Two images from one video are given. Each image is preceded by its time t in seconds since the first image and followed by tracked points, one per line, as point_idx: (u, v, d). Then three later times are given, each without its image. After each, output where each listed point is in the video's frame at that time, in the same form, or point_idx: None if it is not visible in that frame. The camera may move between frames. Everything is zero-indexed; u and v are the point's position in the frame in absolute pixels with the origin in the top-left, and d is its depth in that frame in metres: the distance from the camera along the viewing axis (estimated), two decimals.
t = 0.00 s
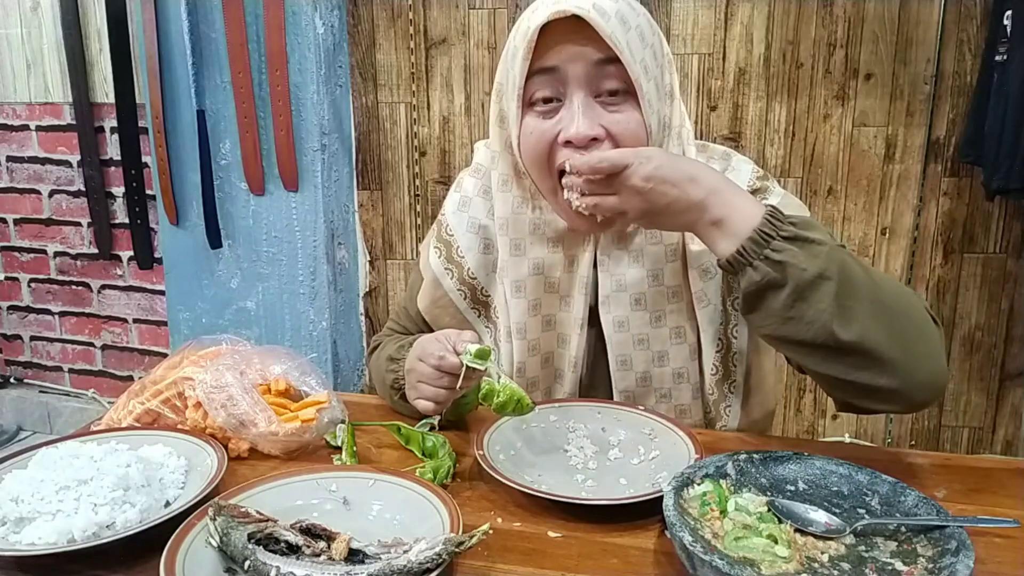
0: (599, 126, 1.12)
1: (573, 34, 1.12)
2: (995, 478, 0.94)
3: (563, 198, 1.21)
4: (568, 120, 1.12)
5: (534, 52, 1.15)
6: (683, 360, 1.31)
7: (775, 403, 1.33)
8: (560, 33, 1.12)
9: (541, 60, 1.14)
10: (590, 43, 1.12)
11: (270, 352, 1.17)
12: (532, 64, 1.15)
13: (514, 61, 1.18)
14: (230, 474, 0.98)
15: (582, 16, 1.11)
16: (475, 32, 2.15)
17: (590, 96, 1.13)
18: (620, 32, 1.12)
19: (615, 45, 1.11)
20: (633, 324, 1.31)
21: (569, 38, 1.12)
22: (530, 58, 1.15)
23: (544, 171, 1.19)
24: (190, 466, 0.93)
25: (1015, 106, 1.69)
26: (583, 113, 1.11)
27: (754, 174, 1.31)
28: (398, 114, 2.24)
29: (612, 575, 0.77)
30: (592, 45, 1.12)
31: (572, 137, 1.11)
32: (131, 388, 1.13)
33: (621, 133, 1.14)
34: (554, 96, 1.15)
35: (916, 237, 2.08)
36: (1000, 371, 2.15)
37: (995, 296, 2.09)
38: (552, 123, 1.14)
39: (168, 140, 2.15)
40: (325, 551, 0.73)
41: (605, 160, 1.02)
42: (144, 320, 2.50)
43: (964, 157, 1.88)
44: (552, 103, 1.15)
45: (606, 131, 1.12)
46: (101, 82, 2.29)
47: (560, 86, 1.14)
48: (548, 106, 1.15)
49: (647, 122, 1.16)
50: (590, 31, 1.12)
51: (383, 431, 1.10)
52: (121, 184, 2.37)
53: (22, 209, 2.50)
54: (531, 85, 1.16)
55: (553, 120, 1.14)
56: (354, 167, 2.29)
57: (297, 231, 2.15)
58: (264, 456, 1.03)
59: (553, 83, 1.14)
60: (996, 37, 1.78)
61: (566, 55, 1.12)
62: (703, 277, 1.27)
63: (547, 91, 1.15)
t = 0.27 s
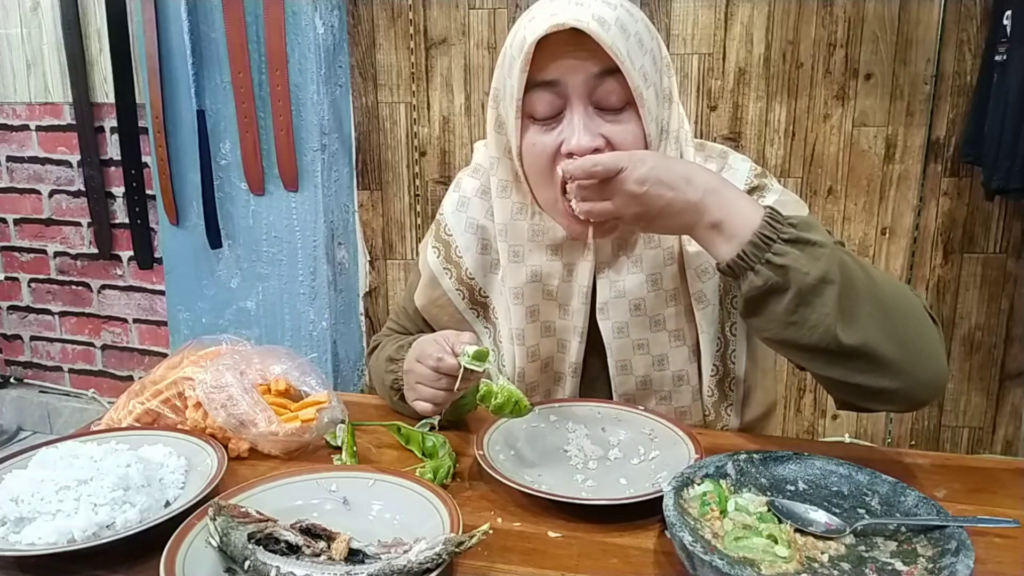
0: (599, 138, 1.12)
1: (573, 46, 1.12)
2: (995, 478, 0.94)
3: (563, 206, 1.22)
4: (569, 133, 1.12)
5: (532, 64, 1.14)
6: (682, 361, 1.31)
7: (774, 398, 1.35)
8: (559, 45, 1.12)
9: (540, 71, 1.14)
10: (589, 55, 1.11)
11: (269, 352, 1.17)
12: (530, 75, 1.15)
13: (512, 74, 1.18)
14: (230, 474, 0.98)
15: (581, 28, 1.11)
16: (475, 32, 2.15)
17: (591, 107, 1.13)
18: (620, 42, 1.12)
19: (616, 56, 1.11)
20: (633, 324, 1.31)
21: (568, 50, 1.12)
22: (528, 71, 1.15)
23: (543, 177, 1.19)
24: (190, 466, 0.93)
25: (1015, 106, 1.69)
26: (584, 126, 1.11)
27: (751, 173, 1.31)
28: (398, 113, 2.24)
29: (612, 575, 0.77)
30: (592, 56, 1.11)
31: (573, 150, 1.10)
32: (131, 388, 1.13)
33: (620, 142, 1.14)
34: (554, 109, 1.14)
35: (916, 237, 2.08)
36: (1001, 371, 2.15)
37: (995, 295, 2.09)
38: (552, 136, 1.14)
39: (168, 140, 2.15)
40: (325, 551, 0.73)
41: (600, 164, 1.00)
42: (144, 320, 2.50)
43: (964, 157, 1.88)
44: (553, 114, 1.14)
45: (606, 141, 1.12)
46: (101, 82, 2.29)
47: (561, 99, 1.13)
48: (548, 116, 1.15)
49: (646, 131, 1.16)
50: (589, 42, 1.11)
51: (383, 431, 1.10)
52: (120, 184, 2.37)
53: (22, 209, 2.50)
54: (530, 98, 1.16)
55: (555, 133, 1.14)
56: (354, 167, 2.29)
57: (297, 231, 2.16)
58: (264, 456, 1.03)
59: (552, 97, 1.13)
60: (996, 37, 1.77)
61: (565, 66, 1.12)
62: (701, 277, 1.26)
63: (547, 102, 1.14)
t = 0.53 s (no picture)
0: (586, 157, 1.11)
1: (558, 67, 1.11)
2: (995, 478, 0.94)
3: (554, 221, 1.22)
4: (556, 152, 1.12)
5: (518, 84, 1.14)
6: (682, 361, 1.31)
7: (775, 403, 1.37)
8: (544, 65, 1.12)
9: (526, 90, 1.14)
10: (574, 75, 1.11)
11: (270, 352, 1.17)
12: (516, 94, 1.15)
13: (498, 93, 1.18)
14: (230, 474, 0.98)
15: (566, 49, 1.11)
16: (475, 32, 2.15)
17: (577, 125, 1.13)
18: (608, 60, 1.11)
19: (602, 75, 1.10)
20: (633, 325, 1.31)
21: (553, 70, 1.12)
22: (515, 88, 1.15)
23: (535, 190, 1.20)
24: (190, 466, 0.93)
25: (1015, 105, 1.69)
26: (570, 146, 1.11)
27: (755, 178, 1.31)
28: (398, 113, 2.24)
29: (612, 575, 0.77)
30: (577, 76, 1.11)
31: (558, 169, 1.11)
32: (131, 388, 1.13)
33: (608, 160, 1.14)
34: (543, 128, 1.14)
35: (916, 237, 2.08)
36: (1000, 370, 2.15)
37: (995, 295, 2.09)
38: (541, 154, 1.14)
39: (168, 140, 2.15)
40: (325, 551, 0.73)
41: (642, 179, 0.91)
42: (144, 320, 2.50)
43: (964, 157, 1.88)
44: (541, 132, 1.14)
45: (593, 161, 1.12)
46: (101, 82, 2.29)
47: (548, 117, 1.13)
48: (537, 134, 1.15)
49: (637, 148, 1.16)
50: (573, 63, 1.11)
51: (383, 431, 1.10)
52: (121, 184, 2.37)
53: (23, 209, 2.50)
54: (519, 115, 1.16)
55: (543, 150, 1.14)
56: (354, 167, 2.29)
57: (297, 230, 2.16)
58: (264, 456, 1.03)
59: (541, 115, 1.13)
60: (996, 37, 1.77)
61: (551, 86, 1.12)
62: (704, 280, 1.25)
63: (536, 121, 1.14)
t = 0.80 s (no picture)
0: (583, 159, 1.12)
1: (552, 73, 1.12)
2: (995, 478, 0.94)
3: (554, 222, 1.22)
4: (553, 153, 1.13)
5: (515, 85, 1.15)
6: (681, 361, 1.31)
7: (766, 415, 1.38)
8: (540, 69, 1.12)
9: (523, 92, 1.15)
10: (568, 80, 1.11)
11: (270, 352, 1.17)
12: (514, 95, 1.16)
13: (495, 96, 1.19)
14: (230, 474, 0.98)
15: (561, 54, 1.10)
16: (475, 32, 2.15)
17: (574, 127, 1.13)
18: (602, 64, 1.11)
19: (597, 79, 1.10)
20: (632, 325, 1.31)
21: (549, 74, 1.12)
22: (512, 91, 1.16)
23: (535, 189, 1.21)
24: (190, 466, 0.93)
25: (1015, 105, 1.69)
26: (567, 147, 1.11)
27: (757, 179, 1.32)
28: (398, 114, 2.24)
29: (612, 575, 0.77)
30: (573, 80, 1.11)
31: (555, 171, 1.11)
32: (131, 388, 1.13)
33: (604, 161, 1.14)
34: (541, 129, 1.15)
35: (916, 237, 2.08)
36: (1000, 370, 2.15)
37: (995, 295, 2.09)
38: (538, 155, 1.15)
39: (168, 140, 2.15)
40: (325, 551, 0.73)
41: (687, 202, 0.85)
42: (144, 320, 2.50)
43: (964, 157, 1.88)
44: (539, 133, 1.15)
45: (589, 163, 1.13)
46: (101, 82, 2.29)
47: (544, 121, 1.14)
48: (534, 135, 1.16)
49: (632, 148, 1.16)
50: (568, 68, 1.11)
51: (383, 431, 1.10)
52: (121, 184, 2.37)
53: (23, 209, 2.50)
54: (517, 118, 1.17)
55: (541, 153, 1.15)
56: (354, 167, 2.29)
57: (297, 231, 2.16)
58: (264, 456, 1.03)
59: (537, 118, 1.14)
60: (996, 37, 1.77)
61: (547, 89, 1.12)
62: (708, 280, 1.26)
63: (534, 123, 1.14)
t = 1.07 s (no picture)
0: (584, 144, 1.13)
1: (554, 57, 1.13)
2: (995, 478, 0.94)
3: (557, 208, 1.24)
4: (555, 140, 1.14)
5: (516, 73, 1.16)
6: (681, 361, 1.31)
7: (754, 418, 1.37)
8: (540, 55, 1.13)
9: (524, 80, 1.16)
10: (569, 65, 1.12)
11: (270, 352, 1.17)
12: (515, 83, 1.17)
13: (495, 86, 1.21)
14: (230, 474, 0.98)
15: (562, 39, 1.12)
16: (475, 32, 2.15)
17: (575, 114, 1.14)
18: (602, 48, 1.12)
19: (597, 64, 1.11)
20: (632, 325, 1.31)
21: (549, 60, 1.13)
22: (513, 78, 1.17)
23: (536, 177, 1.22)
24: (190, 466, 0.93)
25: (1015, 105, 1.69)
26: (568, 132, 1.13)
27: (754, 177, 1.32)
28: (398, 114, 2.24)
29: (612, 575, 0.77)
30: (574, 65, 1.12)
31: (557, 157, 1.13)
32: (131, 388, 1.13)
33: (606, 147, 1.15)
34: (542, 118, 1.16)
35: (916, 237, 2.08)
36: (1000, 371, 2.15)
37: (995, 295, 2.09)
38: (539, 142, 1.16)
39: (168, 140, 2.15)
40: (325, 551, 0.73)
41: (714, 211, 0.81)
42: (144, 320, 2.50)
43: (965, 157, 1.88)
44: (540, 120, 1.16)
45: (590, 148, 1.14)
46: (101, 82, 2.29)
47: (545, 108, 1.15)
48: (535, 122, 1.17)
49: (632, 132, 1.17)
50: (569, 53, 1.12)
51: (383, 431, 1.11)
52: (120, 184, 2.37)
53: (22, 209, 2.50)
54: (518, 105, 1.18)
55: (542, 139, 1.16)
56: (354, 167, 2.29)
57: (297, 230, 2.16)
58: (264, 456, 1.03)
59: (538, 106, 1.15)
60: (996, 37, 1.77)
61: (548, 75, 1.13)
62: (700, 270, 1.28)
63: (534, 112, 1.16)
